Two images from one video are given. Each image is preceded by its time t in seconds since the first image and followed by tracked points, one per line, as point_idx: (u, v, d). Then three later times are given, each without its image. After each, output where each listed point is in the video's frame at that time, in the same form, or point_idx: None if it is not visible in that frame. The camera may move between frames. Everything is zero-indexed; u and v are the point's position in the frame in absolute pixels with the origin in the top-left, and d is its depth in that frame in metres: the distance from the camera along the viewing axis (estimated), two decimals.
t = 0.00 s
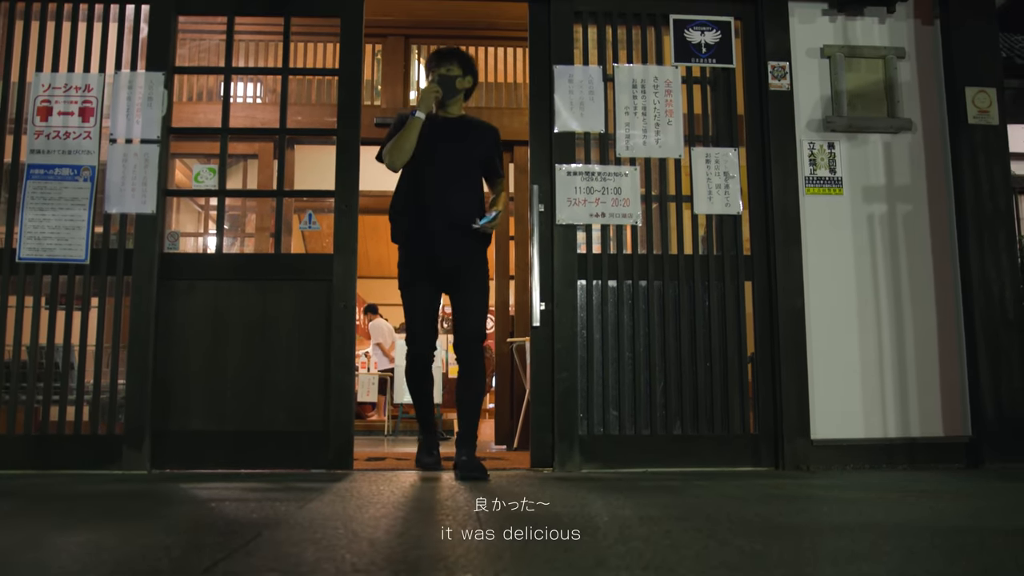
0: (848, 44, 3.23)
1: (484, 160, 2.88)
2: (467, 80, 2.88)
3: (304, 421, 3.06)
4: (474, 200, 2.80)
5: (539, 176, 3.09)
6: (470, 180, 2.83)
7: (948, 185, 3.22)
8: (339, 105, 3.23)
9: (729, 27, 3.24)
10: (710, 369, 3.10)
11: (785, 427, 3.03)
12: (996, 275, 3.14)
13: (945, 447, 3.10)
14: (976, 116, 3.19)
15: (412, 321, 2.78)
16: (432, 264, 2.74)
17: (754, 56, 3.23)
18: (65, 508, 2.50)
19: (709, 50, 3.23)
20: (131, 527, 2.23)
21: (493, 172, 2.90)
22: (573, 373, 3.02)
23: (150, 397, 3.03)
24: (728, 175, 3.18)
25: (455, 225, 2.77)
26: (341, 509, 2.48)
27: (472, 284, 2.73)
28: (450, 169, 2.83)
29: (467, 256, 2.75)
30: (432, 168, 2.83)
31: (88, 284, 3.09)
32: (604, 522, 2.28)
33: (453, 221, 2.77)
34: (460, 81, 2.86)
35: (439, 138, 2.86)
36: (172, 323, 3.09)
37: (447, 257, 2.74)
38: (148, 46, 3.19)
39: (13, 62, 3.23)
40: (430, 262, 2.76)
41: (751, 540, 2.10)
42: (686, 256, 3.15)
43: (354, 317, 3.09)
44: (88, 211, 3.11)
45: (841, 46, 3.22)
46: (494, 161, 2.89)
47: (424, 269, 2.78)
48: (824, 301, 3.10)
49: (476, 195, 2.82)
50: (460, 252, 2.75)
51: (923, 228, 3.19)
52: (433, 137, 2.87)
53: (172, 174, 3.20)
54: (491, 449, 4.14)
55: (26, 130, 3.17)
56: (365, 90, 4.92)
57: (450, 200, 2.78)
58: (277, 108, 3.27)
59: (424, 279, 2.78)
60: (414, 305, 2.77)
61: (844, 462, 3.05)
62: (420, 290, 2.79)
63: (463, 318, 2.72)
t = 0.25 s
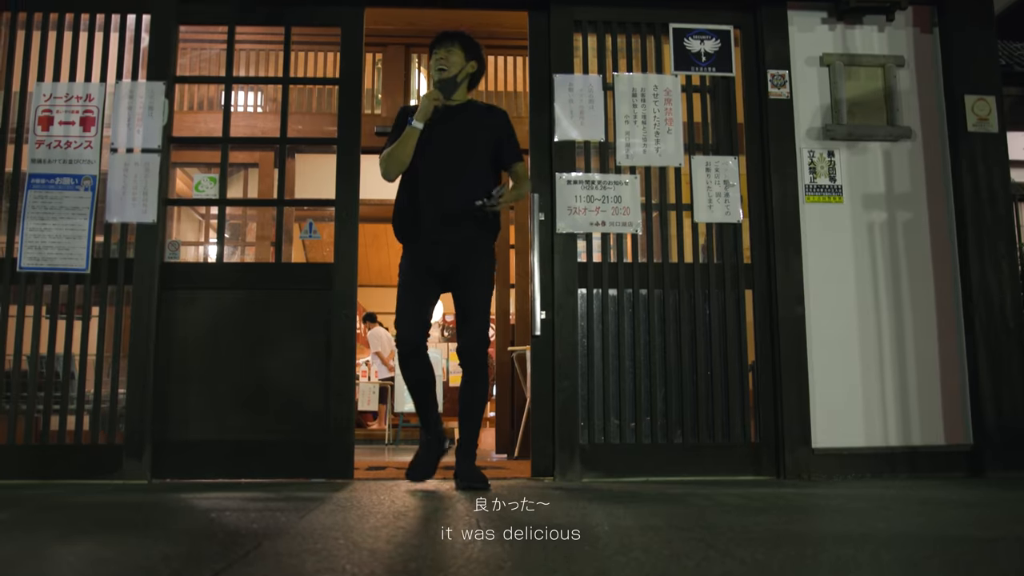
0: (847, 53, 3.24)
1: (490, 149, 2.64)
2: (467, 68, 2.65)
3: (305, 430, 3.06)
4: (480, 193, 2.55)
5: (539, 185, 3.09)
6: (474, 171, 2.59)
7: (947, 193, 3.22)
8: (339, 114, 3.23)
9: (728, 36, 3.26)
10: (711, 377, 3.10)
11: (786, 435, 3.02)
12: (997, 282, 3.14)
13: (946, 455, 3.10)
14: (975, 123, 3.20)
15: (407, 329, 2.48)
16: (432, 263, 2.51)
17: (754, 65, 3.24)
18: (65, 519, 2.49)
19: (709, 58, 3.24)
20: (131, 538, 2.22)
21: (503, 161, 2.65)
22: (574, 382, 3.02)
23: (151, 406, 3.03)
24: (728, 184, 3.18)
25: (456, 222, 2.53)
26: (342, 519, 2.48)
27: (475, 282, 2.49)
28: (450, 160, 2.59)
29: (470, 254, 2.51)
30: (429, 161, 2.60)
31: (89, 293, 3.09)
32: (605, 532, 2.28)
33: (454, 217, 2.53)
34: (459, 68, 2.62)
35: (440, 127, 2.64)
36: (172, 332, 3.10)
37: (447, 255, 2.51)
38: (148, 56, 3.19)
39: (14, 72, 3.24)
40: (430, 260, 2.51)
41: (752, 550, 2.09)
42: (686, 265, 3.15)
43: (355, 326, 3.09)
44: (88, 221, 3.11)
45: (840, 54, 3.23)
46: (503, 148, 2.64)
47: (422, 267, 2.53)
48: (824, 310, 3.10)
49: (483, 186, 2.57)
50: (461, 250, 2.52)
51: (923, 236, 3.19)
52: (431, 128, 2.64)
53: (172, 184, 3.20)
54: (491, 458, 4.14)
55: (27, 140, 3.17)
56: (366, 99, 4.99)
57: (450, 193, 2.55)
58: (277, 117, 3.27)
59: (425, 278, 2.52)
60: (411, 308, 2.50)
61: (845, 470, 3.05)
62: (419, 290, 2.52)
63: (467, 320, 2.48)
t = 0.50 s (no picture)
0: (845, 64, 3.25)
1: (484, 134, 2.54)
2: (452, 65, 2.55)
3: (303, 441, 3.05)
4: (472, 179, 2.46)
5: (538, 196, 3.09)
6: (466, 157, 2.50)
7: (945, 203, 3.23)
8: (338, 125, 3.24)
9: (726, 46, 3.27)
10: (710, 387, 3.10)
11: (785, 445, 3.02)
12: (995, 292, 3.14)
13: (945, 465, 3.10)
14: (972, 134, 3.21)
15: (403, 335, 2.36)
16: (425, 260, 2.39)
17: (752, 76, 3.25)
18: (62, 531, 2.48)
19: (707, 69, 3.25)
20: (128, 550, 2.21)
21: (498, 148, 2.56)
22: (572, 392, 3.01)
23: (149, 417, 3.02)
24: (726, 194, 3.19)
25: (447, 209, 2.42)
26: (340, 530, 2.47)
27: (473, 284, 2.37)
28: (441, 150, 2.49)
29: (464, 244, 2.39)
30: (419, 147, 2.51)
31: (87, 304, 3.09)
32: (604, 543, 2.27)
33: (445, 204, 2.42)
34: (444, 65, 2.51)
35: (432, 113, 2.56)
36: (170, 343, 3.09)
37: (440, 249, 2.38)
38: (147, 67, 3.20)
39: (14, 84, 3.25)
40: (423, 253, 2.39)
41: (752, 561, 2.09)
42: (685, 275, 3.15)
43: (353, 336, 3.09)
44: (87, 231, 3.11)
45: (838, 65, 3.24)
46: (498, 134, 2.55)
47: (416, 266, 2.40)
48: (822, 320, 3.10)
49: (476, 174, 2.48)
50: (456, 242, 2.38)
51: (922, 246, 3.20)
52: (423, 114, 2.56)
53: (171, 195, 3.20)
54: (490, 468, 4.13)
55: (26, 151, 3.17)
56: (365, 109, 5.02)
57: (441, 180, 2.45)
58: (276, 128, 3.28)
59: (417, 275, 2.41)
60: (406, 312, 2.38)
61: (845, 480, 3.05)
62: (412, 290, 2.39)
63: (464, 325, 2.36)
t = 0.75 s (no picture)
0: (839, 70, 3.26)
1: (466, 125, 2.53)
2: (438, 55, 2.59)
3: (298, 448, 3.05)
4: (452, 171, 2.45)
5: (533, 202, 3.09)
6: (445, 152, 2.47)
7: (939, 208, 3.23)
8: (332, 131, 3.23)
9: (720, 53, 3.27)
10: (705, 393, 3.10)
11: (781, 451, 3.02)
12: (989, 297, 3.15)
13: (940, 470, 3.10)
14: (966, 140, 3.22)
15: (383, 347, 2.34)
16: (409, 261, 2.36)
17: (746, 82, 3.26)
18: (56, 539, 2.47)
19: (701, 75, 3.26)
20: (123, 558, 2.21)
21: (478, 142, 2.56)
22: (568, 398, 3.01)
23: (143, 424, 3.01)
24: (721, 200, 3.19)
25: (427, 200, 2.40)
26: (335, 537, 2.46)
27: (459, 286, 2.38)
28: (423, 146, 2.47)
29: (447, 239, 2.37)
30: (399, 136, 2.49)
31: (82, 311, 3.08)
32: (599, 549, 2.27)
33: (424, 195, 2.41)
34: (433, 53, 2.55)
35: (411, 103, 2.54)
36: (165, 349, 3.08)
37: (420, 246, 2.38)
38: (142, 74, 3.20)
39: (8, 90, 3.24)
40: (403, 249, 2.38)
41: (747, 568, 2.09)
42: (680, 281, 3.16)
43: (348, 343, 3.09)
44: (82, 238, 3.11)
45: (832, 71, 3.25)
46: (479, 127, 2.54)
47: (393, 266, 2.37)
48: (817, 325, 3.11)
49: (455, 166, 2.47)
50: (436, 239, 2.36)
51: (916, 252, 3.21)
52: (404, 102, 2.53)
53: (166, 201, 3.19)
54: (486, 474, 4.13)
55: (20, 158, 3.17)
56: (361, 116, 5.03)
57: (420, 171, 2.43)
58: (271, 135, 3.28)
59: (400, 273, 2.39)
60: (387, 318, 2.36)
61: (840, 486, 3.05)
62: (393, 290, 2.37)
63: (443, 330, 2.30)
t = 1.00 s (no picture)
0: (837, 76, 3.27)
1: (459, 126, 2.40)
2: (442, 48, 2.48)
3: (300, 460, 3.04)
4: (442, 173, 2.32)
5: (534, 211, 3.09)
6: (437, 150, 2.35)
7: (940, 214, 3.23)
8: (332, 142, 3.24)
9: (719, 60, 3.28)
10: (708, 401, 3.10)
11: (785, 458, 3.01)
12: (992, 302, 3.15)
13: (944, 477, 3.09)
14: (966, 145, 3.21)
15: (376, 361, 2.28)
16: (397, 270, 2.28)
17: (746, 89, 3.26)
18: (59, 553, 2.46)
19: (701, 83, 3.26)
20: (125, 572, 2.20)
21: (471, 145, 2.43)
22: (570, 407, 3.01)
23: (145, 436, 3.01)
24: (722, 208, 3.19)
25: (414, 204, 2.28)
26: (338, 548, 2.45)
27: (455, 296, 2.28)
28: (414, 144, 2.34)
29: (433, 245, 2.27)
30: (389, 133, 2.36)
31: (83, 324, 3.08)
32: (603, 559, 2.26)
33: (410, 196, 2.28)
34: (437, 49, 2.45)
35: (403, 96, 2.41)
36: (167, 361, 3.08)
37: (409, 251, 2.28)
38: (143, 86, 3.20)
39: (9, 104, 3.25)
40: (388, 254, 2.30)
41: None
42: (682, 289, 3.16)
43: (349, 354, 3.09)
44: (83, 251, 3.11)
45: (831, 78, 3.26)
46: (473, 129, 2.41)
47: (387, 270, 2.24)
48: (819, 332, 3.11)
49: (446, 169, 2.34)
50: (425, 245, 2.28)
51: (917, 257, 3.20)
52: (396, 97, 2.40)
53: (167, 213, 3.19)
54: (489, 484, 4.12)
55: (22, 171, 3.17)
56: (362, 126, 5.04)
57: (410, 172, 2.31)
58: (271, 146, 3.28)
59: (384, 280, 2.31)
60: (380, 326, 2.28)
61: (844, 493, 3.04)
62: (389, 301, 2.28)
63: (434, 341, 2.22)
